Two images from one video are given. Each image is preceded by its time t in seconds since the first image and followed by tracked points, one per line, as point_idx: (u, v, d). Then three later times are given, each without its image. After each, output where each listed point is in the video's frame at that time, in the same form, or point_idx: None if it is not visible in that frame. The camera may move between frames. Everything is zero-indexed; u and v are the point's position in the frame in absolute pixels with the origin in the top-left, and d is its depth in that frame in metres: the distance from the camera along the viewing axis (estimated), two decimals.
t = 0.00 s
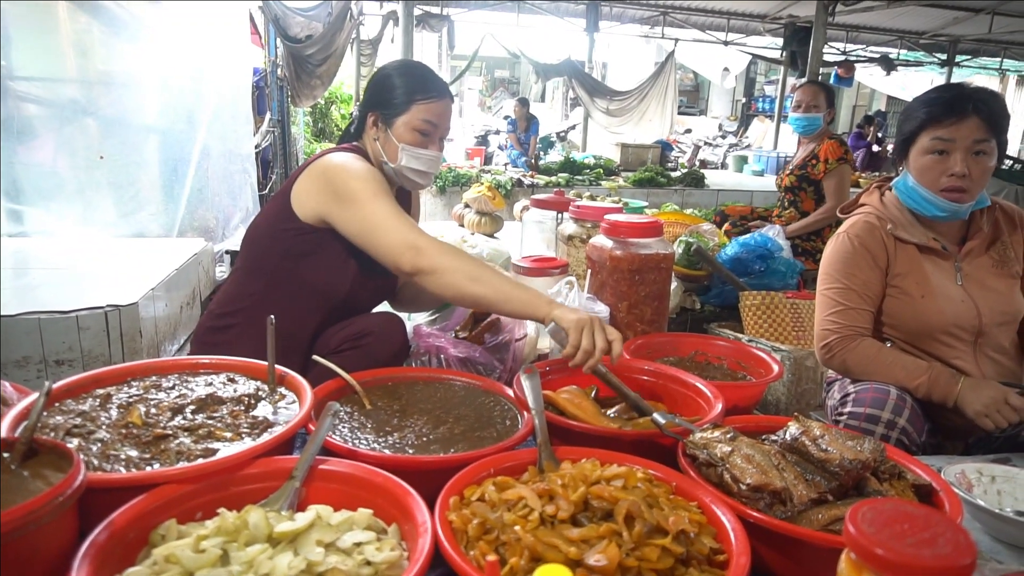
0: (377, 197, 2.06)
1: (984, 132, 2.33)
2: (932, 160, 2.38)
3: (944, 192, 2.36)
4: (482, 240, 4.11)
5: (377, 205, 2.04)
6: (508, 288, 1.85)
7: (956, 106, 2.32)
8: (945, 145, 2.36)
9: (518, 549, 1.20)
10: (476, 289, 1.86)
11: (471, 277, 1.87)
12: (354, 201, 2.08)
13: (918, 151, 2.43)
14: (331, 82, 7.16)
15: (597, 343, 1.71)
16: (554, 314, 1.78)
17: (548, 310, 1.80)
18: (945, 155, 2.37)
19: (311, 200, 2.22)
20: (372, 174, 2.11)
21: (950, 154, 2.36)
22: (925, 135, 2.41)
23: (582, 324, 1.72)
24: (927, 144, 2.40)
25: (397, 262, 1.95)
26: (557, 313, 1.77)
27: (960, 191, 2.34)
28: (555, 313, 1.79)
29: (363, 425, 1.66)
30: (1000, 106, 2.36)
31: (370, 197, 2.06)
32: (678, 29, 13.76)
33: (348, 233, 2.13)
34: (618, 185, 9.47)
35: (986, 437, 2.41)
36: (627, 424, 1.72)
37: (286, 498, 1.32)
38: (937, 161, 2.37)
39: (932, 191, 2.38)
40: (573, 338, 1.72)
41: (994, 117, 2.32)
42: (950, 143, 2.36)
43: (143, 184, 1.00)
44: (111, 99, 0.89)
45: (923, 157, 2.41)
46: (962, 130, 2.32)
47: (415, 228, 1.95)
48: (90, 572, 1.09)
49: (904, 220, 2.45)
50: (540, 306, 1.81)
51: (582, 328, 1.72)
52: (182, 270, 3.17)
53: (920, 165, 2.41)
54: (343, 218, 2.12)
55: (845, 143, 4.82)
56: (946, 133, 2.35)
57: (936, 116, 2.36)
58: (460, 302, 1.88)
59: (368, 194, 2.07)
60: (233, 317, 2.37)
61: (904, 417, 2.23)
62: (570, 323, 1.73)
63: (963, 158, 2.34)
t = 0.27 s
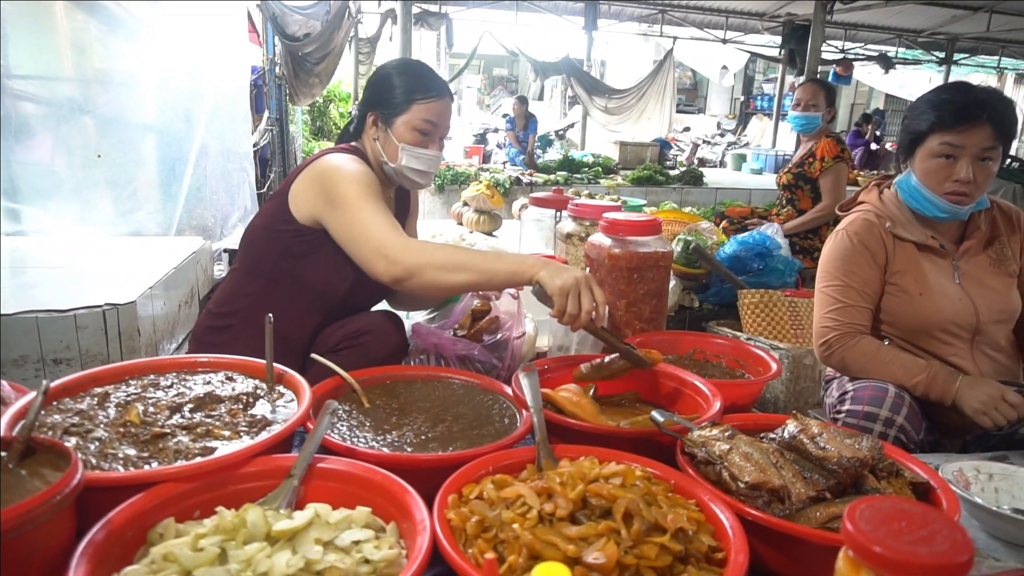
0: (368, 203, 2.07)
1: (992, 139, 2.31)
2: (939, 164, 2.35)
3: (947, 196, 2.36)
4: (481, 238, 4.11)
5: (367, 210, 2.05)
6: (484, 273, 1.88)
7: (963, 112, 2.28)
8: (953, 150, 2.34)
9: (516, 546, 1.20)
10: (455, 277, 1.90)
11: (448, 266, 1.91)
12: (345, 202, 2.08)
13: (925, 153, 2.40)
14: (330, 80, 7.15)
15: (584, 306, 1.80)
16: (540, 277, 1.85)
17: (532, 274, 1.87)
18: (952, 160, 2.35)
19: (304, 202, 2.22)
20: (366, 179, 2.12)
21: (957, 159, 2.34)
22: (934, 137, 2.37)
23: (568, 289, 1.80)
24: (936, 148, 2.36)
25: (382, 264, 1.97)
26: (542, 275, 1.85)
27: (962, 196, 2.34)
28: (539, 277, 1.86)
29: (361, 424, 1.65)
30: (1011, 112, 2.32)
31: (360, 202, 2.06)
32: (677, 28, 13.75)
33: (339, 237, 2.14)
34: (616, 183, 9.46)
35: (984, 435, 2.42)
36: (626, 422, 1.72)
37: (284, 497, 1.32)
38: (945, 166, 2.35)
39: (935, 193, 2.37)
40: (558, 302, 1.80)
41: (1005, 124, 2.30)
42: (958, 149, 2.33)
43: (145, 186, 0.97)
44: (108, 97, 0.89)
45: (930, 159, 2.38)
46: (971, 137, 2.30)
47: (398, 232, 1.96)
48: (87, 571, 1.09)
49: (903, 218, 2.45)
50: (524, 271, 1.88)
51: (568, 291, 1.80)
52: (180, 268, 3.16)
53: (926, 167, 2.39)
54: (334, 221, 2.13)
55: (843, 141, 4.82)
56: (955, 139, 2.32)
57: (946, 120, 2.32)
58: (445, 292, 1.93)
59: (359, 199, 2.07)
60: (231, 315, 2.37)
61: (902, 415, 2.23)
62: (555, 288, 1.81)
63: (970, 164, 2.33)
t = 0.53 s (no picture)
0: (358, 194, 2.05)
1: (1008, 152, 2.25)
2: (952, 175, 2.28)
3: (954, 202, 2.33)
4: (480, 235, 4.11)
5: (357, 198, 2.03)
6: (470, 285, 1.82)
7: (981, 123, 2.20)
8: (969, 161, 2.27)
9: (515, 542, 1.21)
10: (442, 283, 1.84)
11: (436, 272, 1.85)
12: (336, 192, 2.07)
13: (938, 160, 2.31)
14: (329, 77, 7.13)
15: (566, 331, 1.75)
16: (524, 301, 1.79)
17: (519, 295, 1.80)
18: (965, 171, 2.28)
19: (296, 194, 2.21)
20: (357, 171, 2.11)
21: (969, 171, 2.28)
22: (951, 146, 2.28)
23: (552, 314, 1.75)
24: (949, 157, 2.29)
25: (369, 259, 1.93)
26: (527, 299, 1.78)
27: (968, 205, 2.31)
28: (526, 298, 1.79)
29: (361, 420, 1.65)
30: None
31: (351, 193, 2.05)
32: (676, 24, 13.72)
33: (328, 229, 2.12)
34: (616, 180, 9.46)
35: (983, 431, 2.42)
36: (625, 418, 1.72)
37: (283, 494, 1.32)
38: (955, 177, 2.29)
39: (943, 200, 2.33)
40: (542, 328, 1.75)
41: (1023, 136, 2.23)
42: (973, 161, 2.27)
43: (143, 181, 0.97)
44: (106, 93, 0.88)
45: (941, 168, 2.31)
46: (988, 150, 2.23)
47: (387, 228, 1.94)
48: (87, 567, 1.09)
49: (903, 214, 2.44)
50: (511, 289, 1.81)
51: (553, 318, 1.75)
52: (180, 264, 3.16)
53: (937, 175, 2.32)
54: (324, 213, 2.12)
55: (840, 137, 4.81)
56: (973, 151, 2.25)
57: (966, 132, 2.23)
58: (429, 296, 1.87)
59: (349, 190, 2.06)
60: (231, 312, 2.37)
61: (901, 412, 2.23)
62: (539, 314, 1.75)
63: (982, 176, 2.28)
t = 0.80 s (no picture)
0: (301, 192, 2.10)
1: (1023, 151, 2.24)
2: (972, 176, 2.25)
3: (969, 201, 2.31)
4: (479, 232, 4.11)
5: (298, 195, 2.09)
6: (381, 254, 1.84)
7: (1000, 123, 2.16)
8: (989, 163, 2.24)
9: (516, 538, 1.20)
10: (355, 261, 1.87)
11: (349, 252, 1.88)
12: (287, 184, 2.13)
13: (958, 162, 2.26)
14: (327, 74, 7.12)
15: (491, 263, 1.79)
16: (439, 251, 1.81)
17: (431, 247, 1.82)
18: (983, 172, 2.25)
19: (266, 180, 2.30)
20: (313, 170, 2.16)
21: (987, 172, 2.25)
22: (973, 148, 2.22)
23: (472, 253, 1.77)
24: (971, 159, 2.24)
25: (284, 250, 1.98)
26: (441, 248, 1.80)
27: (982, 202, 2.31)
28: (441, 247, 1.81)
29: (362, 417, 1.66)
30: None
31: (296, 189, 2.11)
32: (675, 20, 13.69)
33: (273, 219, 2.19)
34: (615, 176, 9.46)
35: (983, 426, 2.42)
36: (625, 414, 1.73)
37: (284, 491, 1.32)
38: (974, 177, 2.26)
39: (959, 199, 2.31)
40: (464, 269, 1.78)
41: None
42: (992, 162, 2.23)
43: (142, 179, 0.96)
44: (104, 91, 0.88)
45: (961, 169, 2.26)
46: (1008, 152, 2.20)
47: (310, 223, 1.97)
48: (87, 565, 1.09)
49: (904, 210, 2.43)
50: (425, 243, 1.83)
51: (471, 255, 1.78)
52: (179, 263, 3.16)
53: (954, 176, 2.28)
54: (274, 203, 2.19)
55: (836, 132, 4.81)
56: (994, 153, 2.21)
57: (988, 133, 2.18)
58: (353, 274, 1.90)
59: (295, 186, 2.12)
60: (230, 310, 2.37)
61: (902, 408, 2.24)
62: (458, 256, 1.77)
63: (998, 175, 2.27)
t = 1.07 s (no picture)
0: (261, 183, 2.11)
1: None
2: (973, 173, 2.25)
3: (970, 197, 2.31)
4: (479, 230, 4.11)
5: (257, 186, 2.10)
6: (335, 249, 1.92)
7: (1002, 120, 2.15)
8: (990, 160, 2.23)
9: (516, 534, 1.20)
10: (305, 256, 1.93)
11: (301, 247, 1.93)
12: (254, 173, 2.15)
13: (960, 158, 2.26)
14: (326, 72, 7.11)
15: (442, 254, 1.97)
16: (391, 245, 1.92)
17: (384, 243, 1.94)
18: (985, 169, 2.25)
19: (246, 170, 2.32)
20: (281, 164, 2.17)
21: (989, 169, 2.25)
22: (975, 144, 2.22)
23: (425, 244, 1.94)
24: (972, 156, 2.24)
25: (232, 239, 1.99)
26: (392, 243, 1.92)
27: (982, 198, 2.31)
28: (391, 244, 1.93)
29: (362, 415, 1.66)
30: None
31: (258, 180, 2.12)
32: (675, 17, 13.66)
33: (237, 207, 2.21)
34: (614, 174, 9.45)
35: (982, 422, 2.43)
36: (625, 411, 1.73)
37: (285, 487, 1.32)
38: (975, 174, 2.26)
39: (960, 195, 2.31)
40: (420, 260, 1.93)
41: None
42: (994, 159, 2.23)
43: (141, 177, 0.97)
44: (103, 89, 0.88)
45: (962, 165, 2.26)
46: (1011, 148, 2.20)
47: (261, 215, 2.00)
48: (89, 562, 1.09)
49: (905, 207, 2.44)
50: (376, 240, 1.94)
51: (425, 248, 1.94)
52: (179, 261, 3.16)
53: (955, 172, 2.28)
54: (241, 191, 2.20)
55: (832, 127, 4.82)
56: (996, 150, 2.21)
57: (990, 130, 2.17)
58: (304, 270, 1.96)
59: (258, 177, 2.13)
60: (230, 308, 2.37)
61: (901, 404, 2.24)
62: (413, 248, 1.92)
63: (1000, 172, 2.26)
